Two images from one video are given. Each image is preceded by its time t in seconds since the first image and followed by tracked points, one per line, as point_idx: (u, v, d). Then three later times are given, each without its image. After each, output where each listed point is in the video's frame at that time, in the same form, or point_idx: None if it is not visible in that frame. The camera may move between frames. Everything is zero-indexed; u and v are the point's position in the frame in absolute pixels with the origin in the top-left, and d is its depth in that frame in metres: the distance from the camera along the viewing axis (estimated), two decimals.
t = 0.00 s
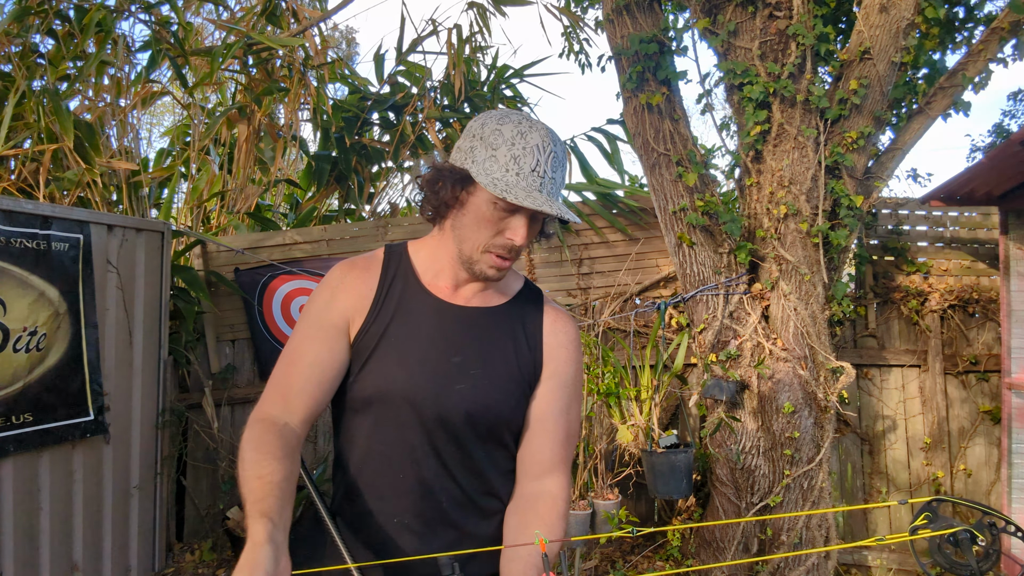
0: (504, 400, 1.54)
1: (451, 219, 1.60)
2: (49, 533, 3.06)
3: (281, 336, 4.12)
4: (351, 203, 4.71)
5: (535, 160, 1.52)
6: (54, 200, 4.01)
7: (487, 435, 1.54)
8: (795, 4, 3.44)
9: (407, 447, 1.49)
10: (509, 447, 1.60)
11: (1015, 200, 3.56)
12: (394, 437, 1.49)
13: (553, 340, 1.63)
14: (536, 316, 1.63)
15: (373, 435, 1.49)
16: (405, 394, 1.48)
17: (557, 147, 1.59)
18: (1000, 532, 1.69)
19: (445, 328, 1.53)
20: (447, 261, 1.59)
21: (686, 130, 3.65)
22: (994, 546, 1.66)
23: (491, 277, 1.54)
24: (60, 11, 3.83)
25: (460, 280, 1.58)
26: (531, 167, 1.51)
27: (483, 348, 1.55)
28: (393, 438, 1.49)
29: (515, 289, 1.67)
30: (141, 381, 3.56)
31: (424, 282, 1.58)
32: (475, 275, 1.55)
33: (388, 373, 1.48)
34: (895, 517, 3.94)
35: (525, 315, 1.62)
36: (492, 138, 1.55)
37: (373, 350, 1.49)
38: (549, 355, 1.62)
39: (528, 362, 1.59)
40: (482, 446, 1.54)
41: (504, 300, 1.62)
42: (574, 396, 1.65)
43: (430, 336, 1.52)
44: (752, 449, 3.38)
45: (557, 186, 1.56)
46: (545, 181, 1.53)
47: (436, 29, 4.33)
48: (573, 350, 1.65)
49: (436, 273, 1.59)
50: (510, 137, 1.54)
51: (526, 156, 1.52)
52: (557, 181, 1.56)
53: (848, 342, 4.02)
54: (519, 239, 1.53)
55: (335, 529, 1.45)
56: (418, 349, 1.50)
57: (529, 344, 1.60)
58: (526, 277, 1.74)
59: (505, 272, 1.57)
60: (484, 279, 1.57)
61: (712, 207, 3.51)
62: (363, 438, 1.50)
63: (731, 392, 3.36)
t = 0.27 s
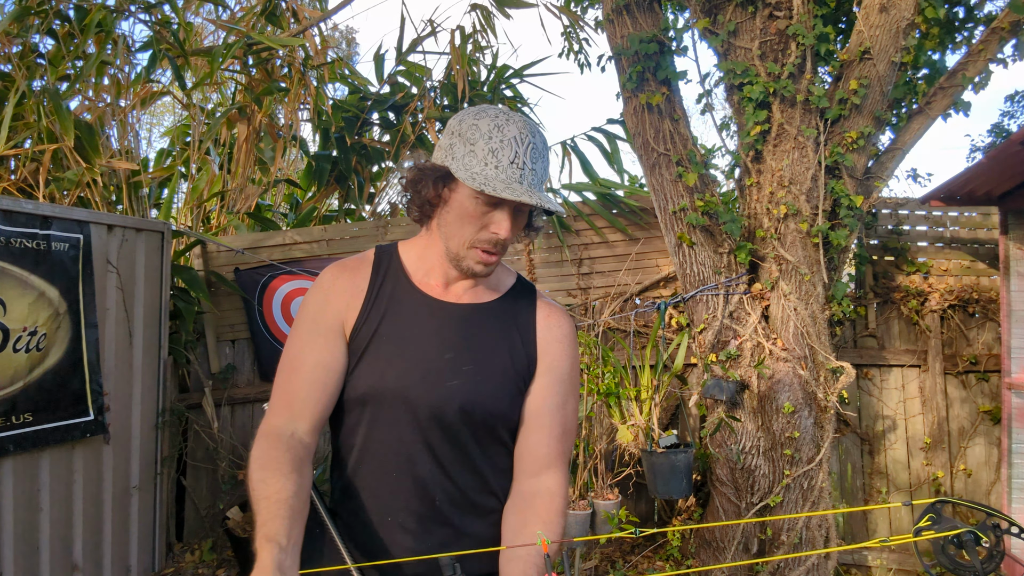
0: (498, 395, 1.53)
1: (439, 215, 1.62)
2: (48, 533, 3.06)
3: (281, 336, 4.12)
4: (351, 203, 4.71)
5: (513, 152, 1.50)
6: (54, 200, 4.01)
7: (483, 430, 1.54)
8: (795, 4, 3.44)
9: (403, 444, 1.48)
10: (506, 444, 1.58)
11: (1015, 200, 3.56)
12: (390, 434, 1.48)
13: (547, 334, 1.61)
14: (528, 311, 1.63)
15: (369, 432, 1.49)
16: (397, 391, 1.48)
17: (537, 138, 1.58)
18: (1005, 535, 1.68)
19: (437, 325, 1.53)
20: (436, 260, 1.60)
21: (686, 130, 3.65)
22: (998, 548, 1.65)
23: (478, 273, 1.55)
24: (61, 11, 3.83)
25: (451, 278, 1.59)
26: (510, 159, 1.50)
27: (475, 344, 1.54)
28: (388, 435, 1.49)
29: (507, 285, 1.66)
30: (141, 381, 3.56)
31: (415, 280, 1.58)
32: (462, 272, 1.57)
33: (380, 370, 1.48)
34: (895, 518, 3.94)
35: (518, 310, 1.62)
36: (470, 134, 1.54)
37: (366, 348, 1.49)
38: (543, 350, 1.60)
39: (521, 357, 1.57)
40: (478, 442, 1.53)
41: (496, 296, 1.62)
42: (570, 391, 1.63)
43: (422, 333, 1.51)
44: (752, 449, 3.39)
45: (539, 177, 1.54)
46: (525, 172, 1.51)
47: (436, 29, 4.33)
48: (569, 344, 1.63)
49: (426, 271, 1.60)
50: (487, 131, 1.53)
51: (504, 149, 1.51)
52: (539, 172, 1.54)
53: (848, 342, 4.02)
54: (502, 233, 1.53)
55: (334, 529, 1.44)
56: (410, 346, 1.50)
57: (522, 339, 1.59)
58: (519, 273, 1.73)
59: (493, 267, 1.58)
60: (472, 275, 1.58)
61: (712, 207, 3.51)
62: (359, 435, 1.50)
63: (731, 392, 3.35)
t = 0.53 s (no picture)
0: (494, 391, 1.52)
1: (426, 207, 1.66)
2: (49, 533, 3.06)
3: (281, 336, 4.13)
4: (351, 203, 4.71)
5: (496, 142, 1.53)
6: (54, 200, 4.01)
7: (480, 426, 1.53)
8: (795, 4, 3.43)
9: (399, 443, 1.48)
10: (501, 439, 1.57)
11: (1015, 200, 3.56)
12: (385, 429, 1.48)
13: (542, 329, 1.61)
14: (523, 308, 1.62)
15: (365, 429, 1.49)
16: (393, 387, 1.47)
17: (526, 132, 1.60)
18: (1000, 534, 1.69)
19: (432, 321, 1.53)
20: (427, 257, 1.62)
21: (687, 130, 3.65)
22: (994, 547, 1.66)
23: (458, 263, 1.58)
24: (60, 11, 3.83)
25: (443, 274, 1.60)
26: (494, 148, 1.53)
27: (470, 339, 1.53)
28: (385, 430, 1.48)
29: (500, 282, 1.67)
30: (141, 380, 3.56)
31: (409, 277, 1.59)
32: (444, 264, 1.60)
33: (377, 366, 1.47)
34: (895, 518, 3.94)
35: (512, 307, 1.62)
36: (459, 123, 1.58)
37: (362, 344, 1.49)
38: (538, 345, 1.60)
39: (517, 352, 1.57)
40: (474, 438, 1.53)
41: (490, 292, 1.62)
42: (566, 387, 1.62)
43: (418, 329, 1.51)
44: (752, 449, 3.39)
45: (522, 171, 1.55)
46: (505, 163, 1.53)
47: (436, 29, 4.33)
48: (563, 339, 1.63)
49: (419, 268, 1.61)
50: (475, 121, 1.56)
51: (488, 138, 1.53)
52: (521, 166, 1.55)
53: (848, 342, 4.02)
54: (481, 223, 1.58)
55: (331, 527, 1.42)
56: (406, 342, 1.49)
57: (517, 334, 1.58)
58: (511, 271, 1.75)
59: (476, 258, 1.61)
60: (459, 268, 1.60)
61: (712, 207, 3.51)
62: (356, 434, 1.50)
63: (731, 392, 3.35)
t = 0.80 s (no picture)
0: (495, 392, 1.52)
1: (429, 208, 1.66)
2: (48, 533, 3.06)
3: (281, 336, 4.12)
4: (351, 203, 4.71)
5: (505, 146, 1.53)
6: (54, 200, 4.01)
7: (479, 427, 1.53)
8: (795, 4, 3.44)
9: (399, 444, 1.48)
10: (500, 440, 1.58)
11: (1015, 200, 3.56)
12: (386, 430, 1.48)
13: (541, 330, 1.62)
14: (523, 309, 1.63)
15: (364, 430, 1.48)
16: (394, 389, 1.47)
17: (531, 136, 1.60)
18: (1001, 533, 1.68)
19: (432, 322, 1.53)
20: (430, 257, 1.61)
21: (687, 130, 3.65)
22: (994, 545, 1.65)
23: (468, 267, 1.57)
24: (60, 11, 3.84)
25: (445, 275, 1.59)
26: (502, 154, 1.53)
27: (471, 341, 1.53)
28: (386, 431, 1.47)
29: (500, 284, 1.67)
30: (141, 381, 3.56)
31: (410, 278, 1.58)
32: (454, 268, 1.59)
33: (378, 367, 1.47)
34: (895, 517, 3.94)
35: (512, 308, 1.62)
36: (465, 127, 1.58)
37: (365, 344, 1.48)
38: (537, 346, 1.60)
39: (517, 354, 1.57)
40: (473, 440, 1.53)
41: (490, 293, 1.62)
42: (564, 389, 1.63)
43: (419, 330, 1.51)
44: (752, 448, 3.39)
45: (529, 174, 1.56)
46: (514, 168, 1.53)
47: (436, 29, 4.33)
48: (562, 341, 1.64)
49: (420, 269, 1.60)
50: (481, 125, 1.56)
51: (496, 143, 1.53)
52: (530, 170, 1.56)
53: (848, 342, 4.02)
54: (490, 228, 1.59)
55: (329, 527, 1.43)
56: (407, 343, 1.49)
57: (516, 336, 1.59)
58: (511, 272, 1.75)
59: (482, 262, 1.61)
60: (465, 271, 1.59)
61: (711, 207, 3.51)
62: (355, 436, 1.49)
63: (731, 392, 3.34)
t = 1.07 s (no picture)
0: (497, 393, 1.52)
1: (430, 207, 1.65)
2: (49, 533, 3.06)
3: (281, 336, 4.13)
4: (351, 203, 4.71)
5: (502, 143, 1.53)
6: (54, 201, 4.01)
7: (479, 428, 1.53)
8: (795, 4, 3.44)
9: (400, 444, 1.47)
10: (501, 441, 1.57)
11: (1015, 200, 3.56)
12: (387, 431, 1.48)
13: (542, 332, 1.62)
14: (524, 311, 1.63)
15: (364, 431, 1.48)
16: (396, 390, 1.47)
17: (529, 132, 1.60)
18: (1000, 533, 1.68)
19: (434, 323, 1.53)
20: (431, 257, 1.61)
21: (687, 130, 3.65)
22: (994, 545, 1.66)
23: (469, 267, 1.58)
24: (60, 11, 3.84)
25: (446, 276, 1.59)
26: (500, 150, 1.53)
27: (473, 342, 1.54)
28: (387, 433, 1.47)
29: (501, 284, 1.67)
30: (141, 380, 3.56)
31: (411, 279, 1.58)
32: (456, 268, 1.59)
33: (380, 368, 1.47)
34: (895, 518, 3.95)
35: (513, 309, 1.62)
36: (462, 126, 1.58)
37: (366, 345, 1.48)
38: (538, 348, 1.61)
39: (519, 355, 1.58)
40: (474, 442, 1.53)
41: (492, 294, 1.63)
42: (565, 391, 1.64)
43: (421, 331, 1.51)
44: (752, 448, 3.39)
45: (529, 170, 1.55)
46: (512, 164, 1.53)
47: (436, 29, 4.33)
48: (562, 342, 1.65)
49: (422, 269, 1.60)
50: (479, 123, 1.56)
51: (493, 140, 1.53)
52: (528, 166, 1.55)
53: (848, 342, 4.02)
54: (491, 225, 1.58)
55: (329, 528, 1.45)
56: (409, 344, 1.49)
57: (517, 337, 1.59)
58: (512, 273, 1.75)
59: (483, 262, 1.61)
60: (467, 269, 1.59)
61: (711, 207, 3.51)
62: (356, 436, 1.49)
63: (731, 392, 3.34)
